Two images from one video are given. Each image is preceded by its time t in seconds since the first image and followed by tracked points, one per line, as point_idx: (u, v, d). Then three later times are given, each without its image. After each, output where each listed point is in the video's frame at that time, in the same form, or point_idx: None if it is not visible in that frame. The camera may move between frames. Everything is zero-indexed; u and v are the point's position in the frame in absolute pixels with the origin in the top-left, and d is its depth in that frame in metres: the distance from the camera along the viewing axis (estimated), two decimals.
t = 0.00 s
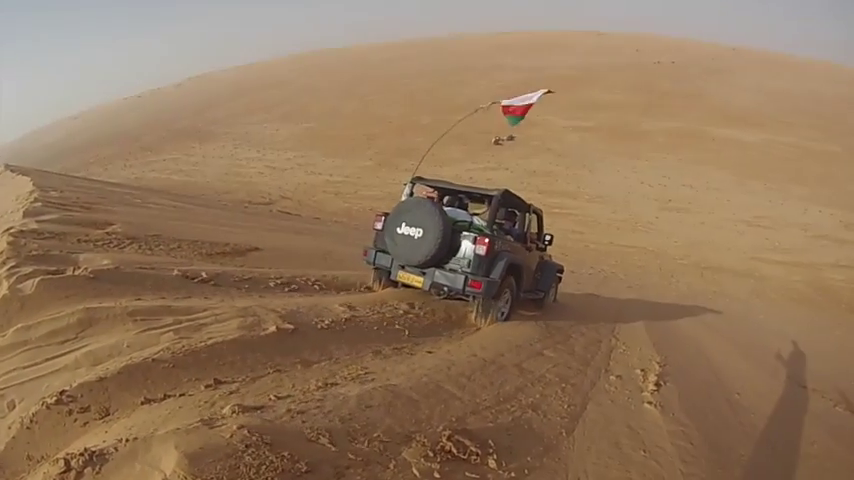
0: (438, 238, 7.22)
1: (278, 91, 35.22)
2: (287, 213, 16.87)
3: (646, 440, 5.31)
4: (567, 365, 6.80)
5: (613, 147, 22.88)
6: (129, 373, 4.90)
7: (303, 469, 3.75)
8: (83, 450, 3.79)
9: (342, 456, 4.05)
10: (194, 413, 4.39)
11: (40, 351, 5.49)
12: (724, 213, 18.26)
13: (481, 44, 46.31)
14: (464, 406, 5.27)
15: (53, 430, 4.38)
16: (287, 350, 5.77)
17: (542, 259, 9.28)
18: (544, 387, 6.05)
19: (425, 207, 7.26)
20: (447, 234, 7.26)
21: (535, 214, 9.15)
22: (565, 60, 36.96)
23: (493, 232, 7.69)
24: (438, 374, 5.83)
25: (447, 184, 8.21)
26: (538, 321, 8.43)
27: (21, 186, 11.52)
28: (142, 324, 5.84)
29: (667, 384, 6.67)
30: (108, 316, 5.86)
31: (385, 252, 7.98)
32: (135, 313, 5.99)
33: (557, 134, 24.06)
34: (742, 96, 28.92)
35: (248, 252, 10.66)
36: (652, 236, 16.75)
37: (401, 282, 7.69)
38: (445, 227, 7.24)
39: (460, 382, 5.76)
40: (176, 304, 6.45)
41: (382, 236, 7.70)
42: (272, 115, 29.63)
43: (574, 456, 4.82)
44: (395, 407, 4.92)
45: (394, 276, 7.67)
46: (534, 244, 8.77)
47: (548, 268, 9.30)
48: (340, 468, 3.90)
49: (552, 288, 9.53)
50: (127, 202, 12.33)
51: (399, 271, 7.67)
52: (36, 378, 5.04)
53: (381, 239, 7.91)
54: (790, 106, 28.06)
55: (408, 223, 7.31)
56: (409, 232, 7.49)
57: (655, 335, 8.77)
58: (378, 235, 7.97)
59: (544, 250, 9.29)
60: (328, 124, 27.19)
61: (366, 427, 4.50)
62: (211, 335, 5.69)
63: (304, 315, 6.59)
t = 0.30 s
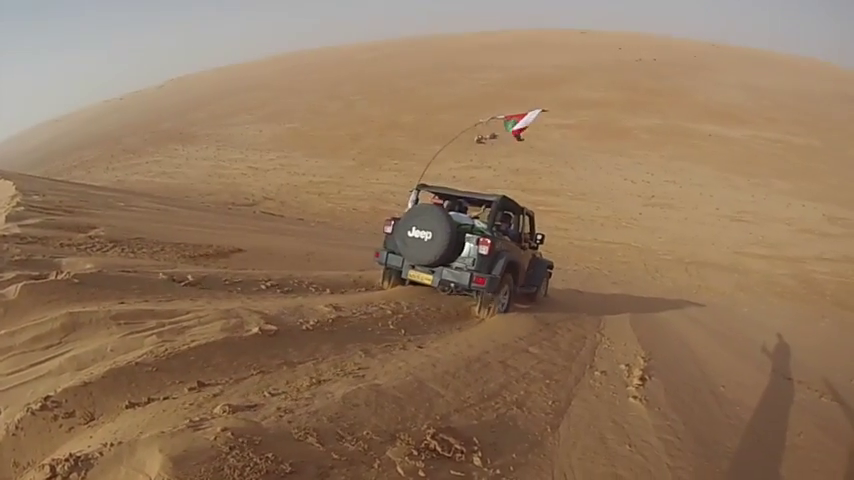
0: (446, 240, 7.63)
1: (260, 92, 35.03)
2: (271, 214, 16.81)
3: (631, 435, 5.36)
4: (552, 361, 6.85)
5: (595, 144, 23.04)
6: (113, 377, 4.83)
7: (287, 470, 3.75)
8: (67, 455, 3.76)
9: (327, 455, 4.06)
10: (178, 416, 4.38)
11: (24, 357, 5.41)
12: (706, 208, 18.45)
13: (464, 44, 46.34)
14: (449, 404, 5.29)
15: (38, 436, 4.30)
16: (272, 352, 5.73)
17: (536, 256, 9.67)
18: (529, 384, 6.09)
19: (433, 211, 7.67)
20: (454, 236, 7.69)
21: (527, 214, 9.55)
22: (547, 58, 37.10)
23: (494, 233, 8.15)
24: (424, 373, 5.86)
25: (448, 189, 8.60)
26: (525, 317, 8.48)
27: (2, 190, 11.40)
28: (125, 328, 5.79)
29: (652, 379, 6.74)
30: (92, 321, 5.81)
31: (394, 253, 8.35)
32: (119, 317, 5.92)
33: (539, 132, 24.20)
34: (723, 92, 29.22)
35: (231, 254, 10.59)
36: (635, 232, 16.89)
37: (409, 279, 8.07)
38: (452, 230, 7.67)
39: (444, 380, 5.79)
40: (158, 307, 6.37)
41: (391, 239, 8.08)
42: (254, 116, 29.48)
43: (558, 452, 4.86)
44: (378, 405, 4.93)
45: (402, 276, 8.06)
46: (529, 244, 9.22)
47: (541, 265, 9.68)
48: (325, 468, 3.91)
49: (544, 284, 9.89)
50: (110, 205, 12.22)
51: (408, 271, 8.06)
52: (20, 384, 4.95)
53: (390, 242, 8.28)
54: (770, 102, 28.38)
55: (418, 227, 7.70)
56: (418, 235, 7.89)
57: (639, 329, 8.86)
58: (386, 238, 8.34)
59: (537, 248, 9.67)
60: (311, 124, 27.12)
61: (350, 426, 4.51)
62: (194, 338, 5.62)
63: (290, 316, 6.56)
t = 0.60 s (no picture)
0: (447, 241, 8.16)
1: (237, 93, 34.78)
2: (251, 216, 16.72)
3: (614, 429, 5.36)
4: (534, 357, 6.86)
5: (573, 140, 23.18)
6: (95, 384, 4.63)
7: (267, 473, 3.74)
8: (48, 464, 3.73)
9: (307, 457, 4.04)
10: (157, 420, 4.31)
11: (3, 367, 5.16)
12: (683, 201, 18.66)
13: (442, 42, 46.30)
14: (430, 402, 5.27)
15: (20, 447, 4.09)
16: (252, 353, 5.62)
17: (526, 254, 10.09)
18: (511, 380, 6.08)
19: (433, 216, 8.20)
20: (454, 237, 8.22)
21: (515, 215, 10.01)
22: (526, 55, 37.25)
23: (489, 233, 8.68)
24: (406, 371, 5.83)
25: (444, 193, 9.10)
26: (509, 313, 8.49)
27: None
28: (105, 334, 5.60)
29: (634, 372, 6.76)
30: (71, 329, 5.60)
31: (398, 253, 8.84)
32: (97, 325, 5.72)
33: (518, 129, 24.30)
34: (699, 86, 29.51)
35: (211, 256, 10.49)
36: (614, 227, 17.03)
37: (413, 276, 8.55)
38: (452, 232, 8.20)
39: (427, 378, 5.76)
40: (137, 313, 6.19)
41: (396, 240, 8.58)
42: (232, 117, 29.26)
43: (541, 447, 4.84)
44: (359, 405, 4.89)
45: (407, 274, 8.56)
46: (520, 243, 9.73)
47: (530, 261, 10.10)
48: (305, 471, 3.89)
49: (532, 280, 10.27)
50: (88, 210, 12.07)
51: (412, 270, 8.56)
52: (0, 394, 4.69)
53: (394, 243, 8.78)
54: (745, 95, 28.74)
55: (421, 230, 8.21)
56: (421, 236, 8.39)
57: (620, 322, 8.92)
58: (390, 239, 8.83)
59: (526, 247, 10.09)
60: (289, 125, 26.97)
61: (332, 427, 4.48)
62: (174, 342, 5.46)
63: (271, 318, 6.42)
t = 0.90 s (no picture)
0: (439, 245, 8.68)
1: (215, 96, 34.53)
2: (228, 219, 16.60)
3: (591, 428, 5.21)
4: (510, 358, 6.73)
5: (550, 141, 23.35)
6: (70, 392, 4.49)
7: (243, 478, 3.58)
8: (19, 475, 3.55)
9: (281, 462, 3.89)
10: (132, 427, 4.15)
11: None
12: (659, 201, 18.85)
13: (421, 43, 46.33)
14: (405, 405, 5.10)
15: None
16: (226, 358, 5.42)
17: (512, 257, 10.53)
18: (486, 380, 5.93)
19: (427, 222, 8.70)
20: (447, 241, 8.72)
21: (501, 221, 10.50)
22: (504, 57, 37.43)
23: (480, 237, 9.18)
24: (383, 374, 5.67)
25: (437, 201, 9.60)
26: (486, 314, 8.44)
27: None
28: (81, 342, 5.33)
29: (611, 372, 6.67)
30: (48, 336, 5.34)
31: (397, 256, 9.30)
32: (72, 331, 5.44)
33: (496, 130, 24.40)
34: (674, 87, 29.86)
35: (187, 261, 10.38)
36: (592, 227, 17.15)
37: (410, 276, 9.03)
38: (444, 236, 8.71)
39: (402, 380, 5.60)
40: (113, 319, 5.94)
41: (395, 244, 9.08)
42: (208, 120, 29.06)
43: (518, 448, 4.69)
44: (334, 409, 4.71)
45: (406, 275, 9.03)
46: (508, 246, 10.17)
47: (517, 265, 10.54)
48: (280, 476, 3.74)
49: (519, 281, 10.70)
50: (65, 216, 11.94)
51: (410, 272, 9.05)
52: None
53: (392, 247, 9.27)
54: (720, 95, 29.11)
55: (418, 234, 8.73)
56: (418, 240, 8.89)
57: (598, 323, 8.91)
58: (389, 243, 9.32)
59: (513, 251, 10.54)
60: (266, 128, 26.84)
61: (308, 431, 4.31)
62: (151, 348, 5.25)
63: (249, 323, 6.23)
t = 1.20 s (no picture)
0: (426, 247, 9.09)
1: (185, 102, 34.20)
2: (201, 226, 16.45)
3: (567, 423, 5.03)
4: (485, 356, 6.53)
5: (522, 140, 23.50)
6: (44, 406, 4.21)
7: None
8: None
9: (255, 470, 3.75)
10: (106, 441, 3.91)
11: None
12: (630, 197, 19.09)
13: (393, 45, 46.30)
14: (378, 406, 4.87)
15: None
16: (195, 366, 5.11)
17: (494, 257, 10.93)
18: (460, 379, 5.72)
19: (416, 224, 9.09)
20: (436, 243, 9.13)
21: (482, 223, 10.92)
22: (476, 56, 37.58)
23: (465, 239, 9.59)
24: (358, 375, 5.45)
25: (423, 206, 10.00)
26: (462, 314, 8.38)
27: None
28: (55, 354, 5.01)
29: (587, 367, 6.51)
30: (21, 350, 5.01)
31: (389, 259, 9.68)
32: (44, 345, 5.12)
33: (468, 130, 24.50)
34: (643, 83, 30.25)
35: (159, 269, 10.26)
36: (565, 224, 17.31)
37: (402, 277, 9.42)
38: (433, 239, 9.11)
39: (375, 380, 5.37)
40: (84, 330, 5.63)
41: (387, 247, 9.48)
42: (179, 126, 28.80)
43: (494, 447, 4.50)
44: (308, 414, 4.51)
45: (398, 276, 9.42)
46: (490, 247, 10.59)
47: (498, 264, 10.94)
48: None
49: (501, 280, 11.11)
50: (36, 227, 11.77)
51: (402, 274, 9.43)
52: None
53: (384, 250, 9.66)
54: (688, 91, 29.54)
55: (409, 237, 9.15)
56: (409, 243, 9.28)
57: (574, 319, 8.95)
58: (381, 247, 9.70)
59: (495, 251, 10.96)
60: (237, 132, 26.66)
61: (283, 437, 4.15)
62: (125, 359, 4.96)
63: (223, 332, 5.97)
